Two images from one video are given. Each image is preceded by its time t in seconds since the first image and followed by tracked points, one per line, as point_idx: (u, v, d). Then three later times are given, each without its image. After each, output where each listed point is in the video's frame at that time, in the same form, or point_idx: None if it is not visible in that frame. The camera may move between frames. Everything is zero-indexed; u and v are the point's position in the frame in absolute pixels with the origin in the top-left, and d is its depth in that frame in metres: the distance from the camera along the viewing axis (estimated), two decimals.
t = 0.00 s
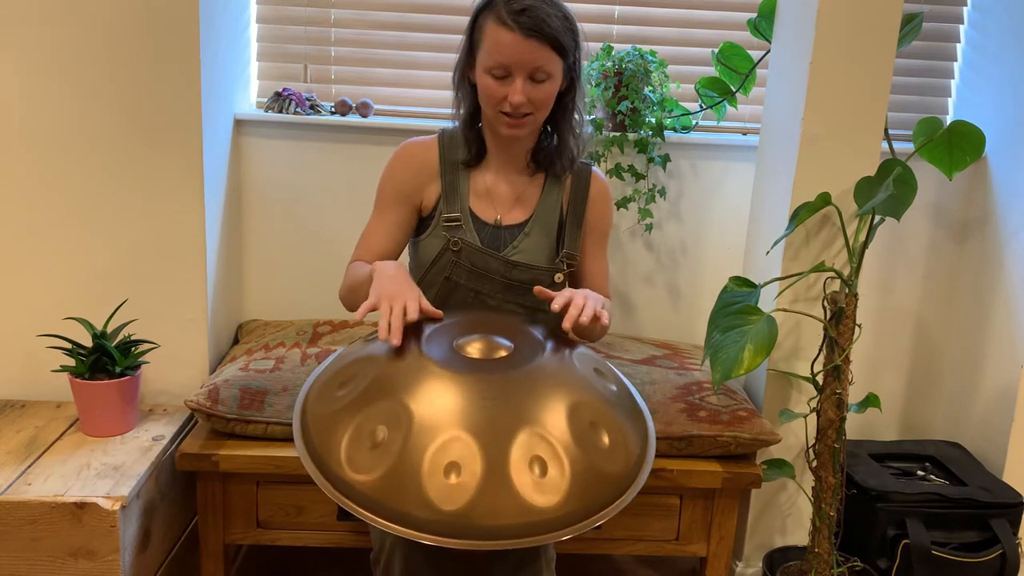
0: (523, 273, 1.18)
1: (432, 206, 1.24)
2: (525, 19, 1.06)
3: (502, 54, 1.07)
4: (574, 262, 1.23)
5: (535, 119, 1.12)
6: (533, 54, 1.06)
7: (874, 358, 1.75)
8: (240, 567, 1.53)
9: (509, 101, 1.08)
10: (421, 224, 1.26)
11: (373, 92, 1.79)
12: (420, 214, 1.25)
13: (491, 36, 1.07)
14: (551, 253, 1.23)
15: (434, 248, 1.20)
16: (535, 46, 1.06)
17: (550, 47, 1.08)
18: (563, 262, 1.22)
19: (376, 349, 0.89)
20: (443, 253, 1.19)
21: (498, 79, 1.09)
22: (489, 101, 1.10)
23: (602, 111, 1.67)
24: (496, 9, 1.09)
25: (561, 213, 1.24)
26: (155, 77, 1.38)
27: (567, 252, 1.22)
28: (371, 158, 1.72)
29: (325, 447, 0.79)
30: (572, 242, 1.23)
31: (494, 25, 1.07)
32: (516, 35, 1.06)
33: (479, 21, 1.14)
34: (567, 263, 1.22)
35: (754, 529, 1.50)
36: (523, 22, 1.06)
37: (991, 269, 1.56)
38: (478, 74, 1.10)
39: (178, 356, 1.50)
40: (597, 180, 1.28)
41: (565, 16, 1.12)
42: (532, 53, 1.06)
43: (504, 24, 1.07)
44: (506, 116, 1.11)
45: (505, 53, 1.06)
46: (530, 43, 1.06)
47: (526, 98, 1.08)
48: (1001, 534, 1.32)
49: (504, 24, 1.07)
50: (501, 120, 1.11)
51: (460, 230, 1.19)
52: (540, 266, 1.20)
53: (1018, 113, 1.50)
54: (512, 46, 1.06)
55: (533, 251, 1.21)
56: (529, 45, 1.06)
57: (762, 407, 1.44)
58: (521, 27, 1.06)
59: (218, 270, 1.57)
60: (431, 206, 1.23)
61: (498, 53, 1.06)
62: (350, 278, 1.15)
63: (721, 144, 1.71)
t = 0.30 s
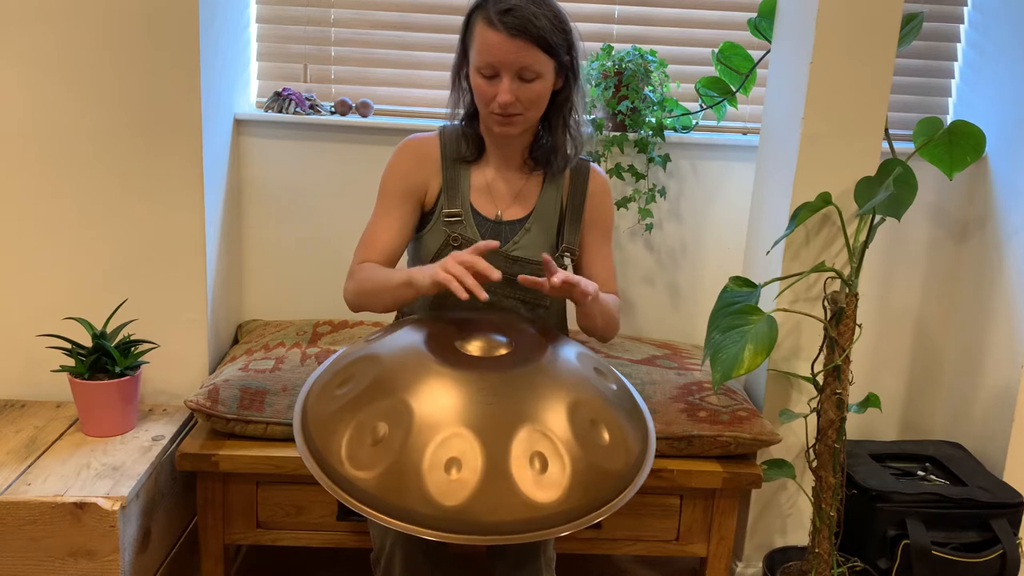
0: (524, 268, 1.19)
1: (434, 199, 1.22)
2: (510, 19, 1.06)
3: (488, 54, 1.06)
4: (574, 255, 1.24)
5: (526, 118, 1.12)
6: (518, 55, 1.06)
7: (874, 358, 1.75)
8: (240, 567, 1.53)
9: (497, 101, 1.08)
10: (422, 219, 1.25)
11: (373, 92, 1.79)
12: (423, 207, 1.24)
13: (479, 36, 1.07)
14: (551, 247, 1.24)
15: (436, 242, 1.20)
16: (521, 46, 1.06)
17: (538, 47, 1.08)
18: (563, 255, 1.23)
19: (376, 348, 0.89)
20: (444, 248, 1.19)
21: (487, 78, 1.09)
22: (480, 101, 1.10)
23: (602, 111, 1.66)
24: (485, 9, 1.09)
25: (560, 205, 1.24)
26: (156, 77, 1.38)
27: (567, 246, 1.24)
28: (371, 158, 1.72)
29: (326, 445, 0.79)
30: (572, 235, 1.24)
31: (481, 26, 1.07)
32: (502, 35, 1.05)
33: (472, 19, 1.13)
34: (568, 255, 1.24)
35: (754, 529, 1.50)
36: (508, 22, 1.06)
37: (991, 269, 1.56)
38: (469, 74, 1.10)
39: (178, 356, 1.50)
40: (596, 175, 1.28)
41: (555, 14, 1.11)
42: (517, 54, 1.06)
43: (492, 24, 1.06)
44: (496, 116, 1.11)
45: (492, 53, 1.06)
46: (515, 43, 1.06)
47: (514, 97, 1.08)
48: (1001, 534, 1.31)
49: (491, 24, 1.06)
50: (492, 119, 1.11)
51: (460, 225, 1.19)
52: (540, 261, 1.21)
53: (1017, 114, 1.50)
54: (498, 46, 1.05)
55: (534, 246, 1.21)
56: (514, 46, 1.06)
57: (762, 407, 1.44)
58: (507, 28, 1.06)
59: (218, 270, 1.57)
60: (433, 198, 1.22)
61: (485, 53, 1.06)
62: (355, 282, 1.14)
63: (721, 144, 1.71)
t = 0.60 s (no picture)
0: (524, 271, 1.19)
1: (435, 203, 1.23)
2: (521, 25, 1.06)
3: (498, 60, 1.06)
4: (575, 259, 1.24)
5: (533, 124, 1.12)
6: (529, 62, 1.06)
7: (874, 358, 1.75)
8: (240, 567, 1.53)
9: (506, 107, 1.08)
10: (423, 222, 1.25)
11: (373, 92, 1.79)
12: (423, 211, 1.24)
13: (489, 42, 1.07)
14: (552, 250, 1.24)
15: (436, 245, 1.20)
16: (531, 53, 1.06)
17: (547, 53, 1.07)
18: (564, 259, 1.24)
19: (375, 349, 0.89)
20: (443, 251, 1.19)
21: (496, 84, 1.08)
22: (488, 106, 1.10)
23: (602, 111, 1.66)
24: (494, 14, 1.09)
25: (561, 208, 1.24)
26: (156, 77, 1.38)
27: (569, 250, 1.24)
28: (371, 158, 1.72)
29: (325, 446, 0.79)
30: (573, 240, 1.24)
31: (492, 31, 1.07)
32: (513, 41, 1.05)
33: (480, 24, 1.13)
34: (569, 259, 1.24)
35: (754, 530, 1.49)
36: (519, 29, 1.06)
37: (992, 269, 1.56)
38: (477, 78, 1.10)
39: (178, 355, 1.50)
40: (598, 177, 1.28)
41: (564, 21, 1.11)
42: (528, 60, 1.06)
43: (502, 30, 1.06)
44: (504, 121, 1.10)
45: (502, 59, 1.06)
46: (526, 50, 1.06)
47: (523, 103, 1.08)
48: (1001, 534, 1.31)
49: (501, 31, 1.06)
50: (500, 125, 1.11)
51: (461, 228, 1.19)
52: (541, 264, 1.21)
53: (1018, 114, 1.50)
54: (509, 52, 1.05)
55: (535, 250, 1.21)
56: (525, 52, 1.05)
57: (762, 407, 1.44)
58: (517, 35, 1.05)
59: (218, 270, 1.57)
60: (434, 202, 1.23)
61: (495, 59, 1.06)
62: (350, 282, 1.13)
63: (721, 144, 1.71)
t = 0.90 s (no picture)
0: (524, 274, 1.19)
1: (435, 205, 1.23)
2: (513, 15, 1.06)
3: (490, 50, 1.06)
4: (576, 261, 1.23)
5: (526, 120, 1.11)
6: (520, 51, 1.06)
7: (874, 358, 1.75)
8: (240, 567, 1.53)
9: (497, 99, 1.08)
10: (424, 223, 1.26)
11: (373, 92, 1.79)
12: (423, 212, 1.24)
13: (482, 33, 1.07)
14: (553, 252, 1.23)
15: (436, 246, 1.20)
16: (522, 42, 1.06)
17: (539, 45, 1.08)
18: (564, 261, 1.22)
19: (374, 349, 0.89)
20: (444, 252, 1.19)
21: (489, 76, 1.09)
22: (481, 98, 1.10)
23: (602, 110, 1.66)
24: (489, 8, 1.10)
25: (562, 209, 1.24)
26: (156, 77, 1.38)
27: (569, 252, 1.22)
28: (370, 158, 1.72)
29: (323, 448, 0.79)
30: (573, 242, 1.23)
31: (485, 23, 1.08)
32: (505, 31, 1.06)
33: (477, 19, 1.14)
34: (569, 262, 1.22)
35: (754, 530, 1.49)
36: (511, 18, 1.06)
37: (991, 269, 1.56)
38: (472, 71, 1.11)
39: (178, 355, 1.50)
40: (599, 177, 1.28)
41: (559, 16, 1.12)
42: (519, 50, 1.06)
43: (496, 22, 1.07)
44: (497, 115, 1.10)
45: (493, 49, 1.06)
46: (517, 39, 1.06)
47: (514, 94, 1.07)
48: (1001, 534, 1.31)
49: (494, 21, 1.07)
50: (493, 119, 1.11)
51: (461, 230, 1.19)
52: (541, 267, 1.20)
53: (1017, 114, 1.50)
54: (500, 41, 1.05)
55: (535, 252, 1.21)
56: (516, 42, 1.06)
57: (762, 407, 1.44)
58: (509, 24, 1.06)
59: (218, 270, 1.57)
60: (435, 203, 1.23)
61: (487, 49, 1.06)
62: (351, 281, 1.13)
63: (721, 144, 1.71)
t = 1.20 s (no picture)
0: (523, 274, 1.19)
1: (434, 207, 1.23)
2: (512, 32, 1.05)
3: (487, 66, 1.06)
4: (576, 262, 1.24)
5: (522, 133, 1.11)
6: (516, 69, 1.05)
7: (874, 358, 1.75)
8: (240, 567, 1.53)
9: (493, 114, 1.08)
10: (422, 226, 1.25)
11: (373, 92, 1.79)
12: (423, 215, 1.24)
13: (480, 47, 1.07)
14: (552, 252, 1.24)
15: (435, 248, 1.20)
16: (519, 61, 1.05)
17: (537, 63, 1.07)
18: (564, 262, 1.23)
19: (375, 350, 0.89)
20: (442, 254, 1.19)
21: (486, 90, 1.08)
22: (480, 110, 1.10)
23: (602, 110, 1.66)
24: (488, 21, 1.09)
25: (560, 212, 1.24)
26: (156, 77, 1.38)
27: (569, 254, 1.23)
28: (370, 158, 1.72)
29: (326, 447, 0.79)
30: (573, 243, 1.24)
31: (484, 37, 1.07)
32: (502, 48, 1.05)
33: (478, 29, 1.13)
34: (569, 263, 1.23)
35: (754, 530, 1.49)
36: (509, 36, 1.05)
37: (991, 269, 1.56)
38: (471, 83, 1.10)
39: (178, 355, 1.50)
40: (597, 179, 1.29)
41: (559, 33, 1.11)
42: (515, 68, 1.05)
43: (494, 37, 1.06)
44: (493, 128, 1.10)
45: (490, 66, 1.05)
46: (514, 58, 1.05)
47: (511, 111, 1.07)
48: (1001, 534, 1.31)
49: (492, 36, 1.06)
50: (489, 130, 1.11)
51: (459, 231, 1.18)
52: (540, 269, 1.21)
53: (1017, 114, 1.50)
54: (498, 59, 1.05)
55: (533, 253, 1.22)
56: (513, 60, 1.05)
57: (762, 407, 1.44)
58: (506, 42, 1.05)
59: (218, 270, 1.57)
60: (433, 205, 1.23)
61: (484, 65, 1.06)
62: (356, 291, 1.13)
63: (721, 144, 1.71)
